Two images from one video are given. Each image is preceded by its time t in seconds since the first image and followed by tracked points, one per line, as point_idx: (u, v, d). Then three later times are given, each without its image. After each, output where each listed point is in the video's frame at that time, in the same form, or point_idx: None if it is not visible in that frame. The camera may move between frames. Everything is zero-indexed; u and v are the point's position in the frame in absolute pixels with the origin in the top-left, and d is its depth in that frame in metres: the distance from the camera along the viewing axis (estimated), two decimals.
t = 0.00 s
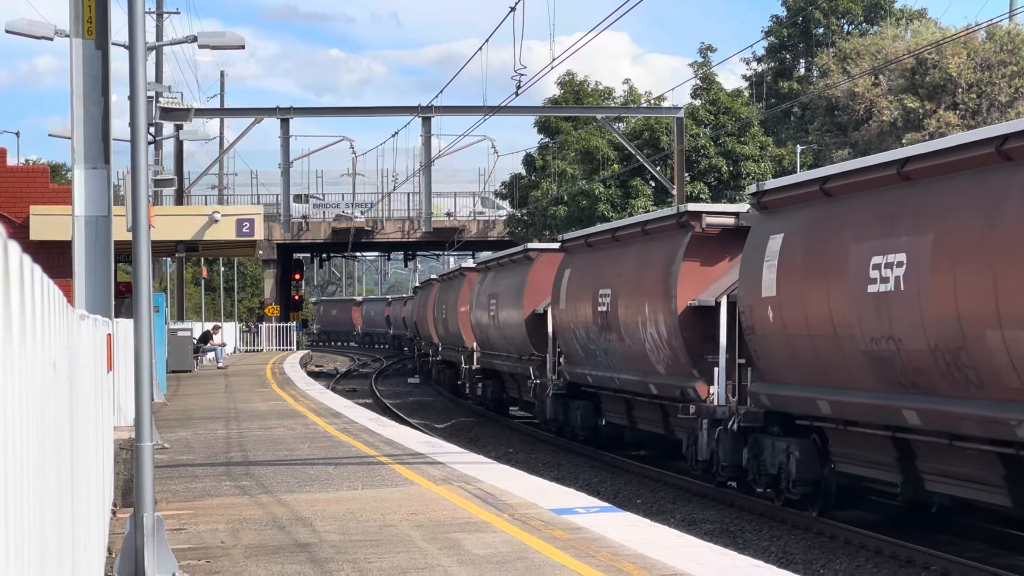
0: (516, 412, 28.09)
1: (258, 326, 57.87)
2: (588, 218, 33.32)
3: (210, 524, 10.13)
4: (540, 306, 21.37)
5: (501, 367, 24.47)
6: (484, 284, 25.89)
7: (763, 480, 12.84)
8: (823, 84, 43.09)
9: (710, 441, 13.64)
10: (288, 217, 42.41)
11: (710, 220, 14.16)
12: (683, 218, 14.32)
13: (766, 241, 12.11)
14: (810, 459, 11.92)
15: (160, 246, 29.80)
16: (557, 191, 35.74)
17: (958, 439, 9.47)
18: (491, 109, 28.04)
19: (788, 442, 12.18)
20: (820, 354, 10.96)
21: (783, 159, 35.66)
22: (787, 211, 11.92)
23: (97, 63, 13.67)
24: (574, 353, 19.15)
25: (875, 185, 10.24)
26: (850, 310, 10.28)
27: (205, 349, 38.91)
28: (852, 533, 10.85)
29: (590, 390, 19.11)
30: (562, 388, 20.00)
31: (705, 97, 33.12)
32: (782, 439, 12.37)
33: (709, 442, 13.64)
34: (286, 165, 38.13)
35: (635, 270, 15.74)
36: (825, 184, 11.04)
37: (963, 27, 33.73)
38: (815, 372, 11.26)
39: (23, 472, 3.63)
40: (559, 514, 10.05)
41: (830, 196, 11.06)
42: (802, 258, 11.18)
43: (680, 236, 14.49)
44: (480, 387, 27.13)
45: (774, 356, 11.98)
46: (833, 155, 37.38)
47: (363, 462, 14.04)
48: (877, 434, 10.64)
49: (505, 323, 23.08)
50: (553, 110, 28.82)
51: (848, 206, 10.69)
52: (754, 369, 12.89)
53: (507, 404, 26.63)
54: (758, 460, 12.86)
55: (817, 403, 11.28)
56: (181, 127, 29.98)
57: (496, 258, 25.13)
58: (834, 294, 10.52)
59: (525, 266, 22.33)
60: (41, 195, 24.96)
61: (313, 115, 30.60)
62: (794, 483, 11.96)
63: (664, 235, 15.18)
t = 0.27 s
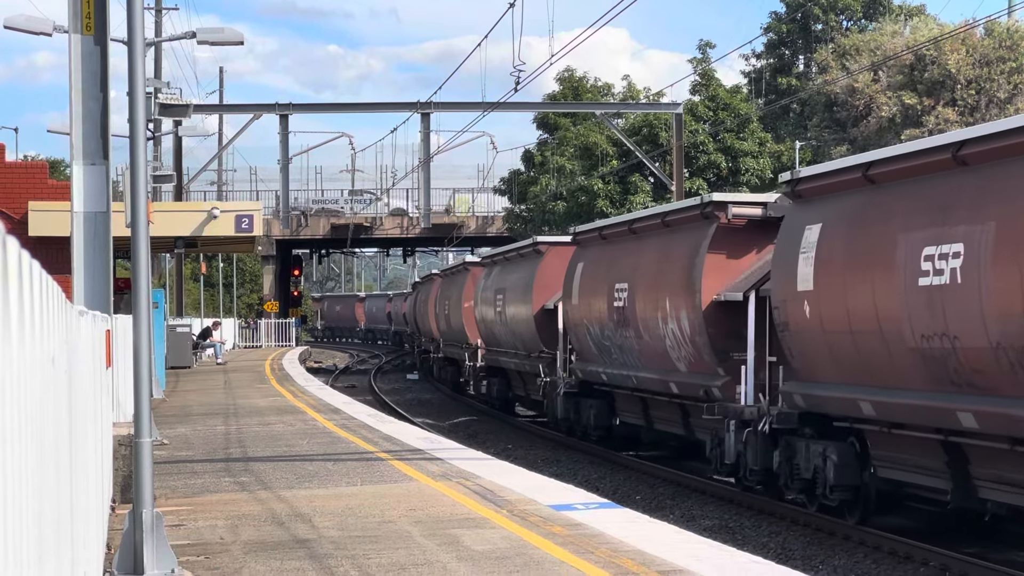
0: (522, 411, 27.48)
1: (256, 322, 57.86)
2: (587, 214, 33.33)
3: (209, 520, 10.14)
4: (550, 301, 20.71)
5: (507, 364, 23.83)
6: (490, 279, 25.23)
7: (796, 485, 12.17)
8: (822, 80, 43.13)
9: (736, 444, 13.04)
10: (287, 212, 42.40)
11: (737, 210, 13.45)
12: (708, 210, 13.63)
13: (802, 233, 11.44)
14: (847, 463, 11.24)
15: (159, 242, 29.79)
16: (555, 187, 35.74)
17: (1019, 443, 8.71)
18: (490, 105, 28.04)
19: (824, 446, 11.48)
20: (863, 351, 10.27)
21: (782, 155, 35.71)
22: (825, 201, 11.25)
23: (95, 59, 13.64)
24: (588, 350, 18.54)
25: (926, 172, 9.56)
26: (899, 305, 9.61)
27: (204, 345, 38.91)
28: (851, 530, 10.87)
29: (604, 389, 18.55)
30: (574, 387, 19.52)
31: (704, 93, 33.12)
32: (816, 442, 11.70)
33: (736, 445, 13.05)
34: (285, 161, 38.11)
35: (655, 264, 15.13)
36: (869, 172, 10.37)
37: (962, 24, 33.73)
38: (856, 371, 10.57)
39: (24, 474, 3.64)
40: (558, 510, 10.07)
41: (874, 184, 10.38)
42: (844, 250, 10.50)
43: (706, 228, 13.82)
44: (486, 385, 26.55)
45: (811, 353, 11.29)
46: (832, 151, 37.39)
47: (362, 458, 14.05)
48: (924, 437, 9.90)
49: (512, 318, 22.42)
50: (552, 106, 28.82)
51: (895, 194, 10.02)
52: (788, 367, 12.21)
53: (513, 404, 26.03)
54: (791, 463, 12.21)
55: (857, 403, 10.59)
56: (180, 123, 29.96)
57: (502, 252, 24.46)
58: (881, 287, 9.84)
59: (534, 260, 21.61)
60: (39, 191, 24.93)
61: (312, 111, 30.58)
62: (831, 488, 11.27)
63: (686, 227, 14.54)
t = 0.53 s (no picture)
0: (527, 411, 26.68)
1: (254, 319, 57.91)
2: (585, 211, 33.36)
3: (207, 517, 10.16)
4: (559, 297, 19.63)
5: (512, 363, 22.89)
6: (495, 274, 24.33)
7: (832, 492, 11.24)
8: (820, 77, 43.17)
9: (765, 447, 12.16)
10: (285, 209, 42.42)
11: (765, 201, 12.43)
12: (734, 200, 12.62)
13: (839, 223, 10.48)
14: (889, 469, 10.31)
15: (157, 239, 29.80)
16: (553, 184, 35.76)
17: None
18: (488, 102, 28.06)
19: (864, 450, 10.55)
20: (911, 351, 9.33)
21: (780, 152, 35.77)
22: (864, 189, 10.29)
23: (93, 56, 13.64)
24: (599, 349, 17.57)
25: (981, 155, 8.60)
26: (954, 300, 8.66)
27: (202, 342, 38.93)
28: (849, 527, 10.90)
29: (617, 388, 17.53)
30: (586, 386, 18.49)
31: (702, 90, 33.15)
32: (854, 447, 10.77)
33: (765, 448, 12.16)
34: (283, 158, 38.11)
35: (676, 257, 14.11)
36: (914, 156, 9.40)
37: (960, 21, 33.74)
38: (900, 373, 9.62)
39: (19, 465, 3.64)
40: (556, 507, 10.09)
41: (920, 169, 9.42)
42: (888, 241, 9.55)
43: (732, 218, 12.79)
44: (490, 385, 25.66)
45: (849, 352, 10.34)
46: (830, 148, 37.45)
47: (360, 455, 14.06)
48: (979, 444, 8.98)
49: (518, 315, 21.39)
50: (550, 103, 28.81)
51: (943, 180, 9.07)
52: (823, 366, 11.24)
53: (517, 403, 25.25)
54: (826, 469, 11.30)
55: (902, 407, 9.62)
56: (178, 120, 29.95)
57: (508, 246, 23.55)
58: (932, 281, 8.89)
59: (542, 254, 20.44)
60: (37, 188, 24.92)
61: (310, 108, 30.56)
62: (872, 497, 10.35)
63: (709, 218, 13.50)
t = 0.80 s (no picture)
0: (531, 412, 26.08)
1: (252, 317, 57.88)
2: (583, 210, 33.37)
3: (205, 515, 10.16)
4: (570, 294, 19.05)
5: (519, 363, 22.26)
6: (503, 272, 23.66)
7: (874, 503, 10.59)
8: (818, 76, 43.19)
9: (799, 454, 11.50)
10: (283, 207, 42.40)
11: (798, 193, 11.74)
12: (764, 192, 12.02)
13: (886, 214, 9.76)
14: (939, 480, 9.57)
15: (156, 237, 29.80)
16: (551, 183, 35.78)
17: None
18: (486, 101, 28.08)
19: (910, 458, 9.83)
20: (969, 353, 8.63)
21: (778, 151, 35.75)
22: (914, 177, 9.54)
23: (91, 54, 13.61)
24: (615, 349, 16.91)
25: None
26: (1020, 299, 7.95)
27: (199, 341, 38.93)
28: (846, 525, 10.93)
29: (633, 389, 16.85)
30: (599, 388, 17.76)
31: (700, 89, 33.14)
32: (899, 455, 10.06)
33: (799, 455, 11.50)
34: (281, 156, 38.08)
35: (698, 255, 13.49)
36: (972, 142, 8.63)
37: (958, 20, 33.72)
38: (955, 375, 8.92)
39: (14, 465, 3.61)
40: (554, 506, 10.09)
41: (977, 156, 8.67)
42: (942, 234, 8.84)
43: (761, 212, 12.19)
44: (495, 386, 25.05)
45: (896, 353, 9.64)
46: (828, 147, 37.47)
47: (358, 453, 14.07)
48: None
49: (527, 313, 20.73)
50: (548, 102, 28.82)
51: (1005, 169, 8.33)
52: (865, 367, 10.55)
53: (523, 404, 24.62)
54: (867, 477, 10.63)
55: (956, 412, 8.93)
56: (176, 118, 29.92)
57: (516, 243, 22.89)
58: (995, 279, 8.20)
59: (553, 250, 19.86)
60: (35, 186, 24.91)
61: (308, 106, 30.55)
62: (919, 508, 9.64)
63: (736, 213, 12.88)
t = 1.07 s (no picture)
0: (538, 414, 25.32)
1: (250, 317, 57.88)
2: (581, 210, 33.38)
3: (203, 515, 10.17)
4: (582, 293, 18.29)
5: (527, 364, 21.56)
6: (509, 271, 22.93)
7: (922, 516, 9.76)
8: (816, 76, 43.24)
9: (837, 462, 10.59)
10: (281, 207, 42.39)
11: (834, 184, 10.98)
12: (798, 184, 11.28)
13: (942, 208, 9.06)
14: (999, 492, 8.71)
15: (154, 236, 29.78)
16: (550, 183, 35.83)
17: None
18: (484, 100, 28.09)
19: (965, 469, 9.00)
20: None
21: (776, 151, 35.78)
22: (975, 168, 8.84)
23: (90, 54, 13.62)
24: (631, 350, 16.19)
25: None
26: None
27: (197, 340, 38.95)
28: (844, 525, 10.93)
29: (650, 392, 16.02)
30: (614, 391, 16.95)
31: (698, 89, 33.17)
32: (952, 465, 9.22)
33: (837, 463, 10.59)
34: (279, 156, 38.07)
35: (725, 252, 12.77)
36: None
37: (956, 20, 33.74)
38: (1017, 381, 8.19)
39: (12, 459, 3.59)
40: (552, 506, 10.09)
41: None
42: (1007, 227, 8.14)
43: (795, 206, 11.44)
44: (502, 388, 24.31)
45: (951, 356, 8.92)
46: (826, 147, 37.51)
47: (356, 453, 14.06)
48: None
49: (536, 313, 19.98)
50: (546, 102, 28.82)
51: None
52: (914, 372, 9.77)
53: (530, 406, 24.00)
54: (915, 488, 9.83)
55: (1017, 420, 8.18)
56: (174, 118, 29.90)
57: (523, 241, 22.17)
58: None
59: (564, 248, 19.06)
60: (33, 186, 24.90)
61: (306, 106, 30.53)
62: (976, 524, 8.79)
63: (767, 207, 12.14)
